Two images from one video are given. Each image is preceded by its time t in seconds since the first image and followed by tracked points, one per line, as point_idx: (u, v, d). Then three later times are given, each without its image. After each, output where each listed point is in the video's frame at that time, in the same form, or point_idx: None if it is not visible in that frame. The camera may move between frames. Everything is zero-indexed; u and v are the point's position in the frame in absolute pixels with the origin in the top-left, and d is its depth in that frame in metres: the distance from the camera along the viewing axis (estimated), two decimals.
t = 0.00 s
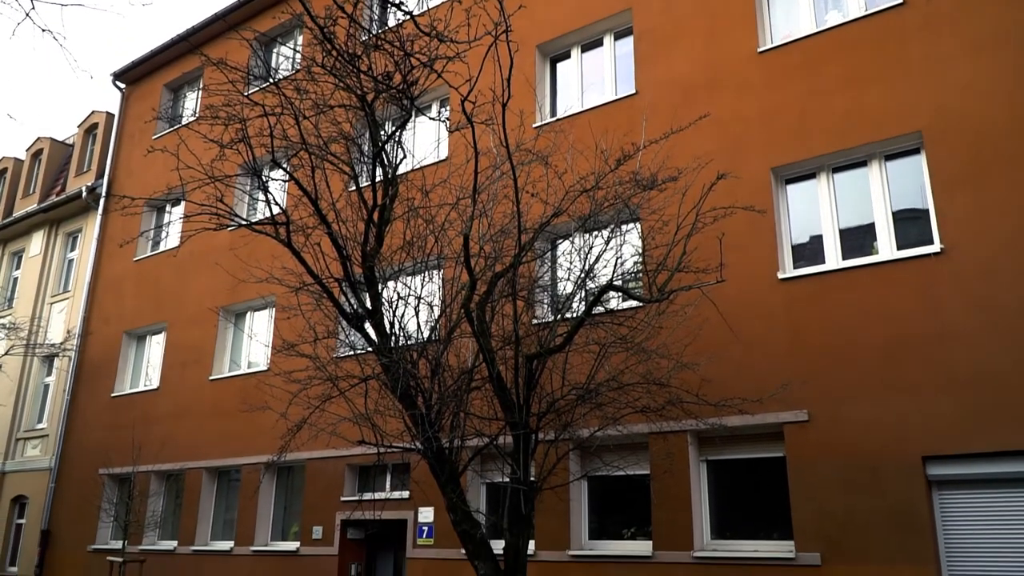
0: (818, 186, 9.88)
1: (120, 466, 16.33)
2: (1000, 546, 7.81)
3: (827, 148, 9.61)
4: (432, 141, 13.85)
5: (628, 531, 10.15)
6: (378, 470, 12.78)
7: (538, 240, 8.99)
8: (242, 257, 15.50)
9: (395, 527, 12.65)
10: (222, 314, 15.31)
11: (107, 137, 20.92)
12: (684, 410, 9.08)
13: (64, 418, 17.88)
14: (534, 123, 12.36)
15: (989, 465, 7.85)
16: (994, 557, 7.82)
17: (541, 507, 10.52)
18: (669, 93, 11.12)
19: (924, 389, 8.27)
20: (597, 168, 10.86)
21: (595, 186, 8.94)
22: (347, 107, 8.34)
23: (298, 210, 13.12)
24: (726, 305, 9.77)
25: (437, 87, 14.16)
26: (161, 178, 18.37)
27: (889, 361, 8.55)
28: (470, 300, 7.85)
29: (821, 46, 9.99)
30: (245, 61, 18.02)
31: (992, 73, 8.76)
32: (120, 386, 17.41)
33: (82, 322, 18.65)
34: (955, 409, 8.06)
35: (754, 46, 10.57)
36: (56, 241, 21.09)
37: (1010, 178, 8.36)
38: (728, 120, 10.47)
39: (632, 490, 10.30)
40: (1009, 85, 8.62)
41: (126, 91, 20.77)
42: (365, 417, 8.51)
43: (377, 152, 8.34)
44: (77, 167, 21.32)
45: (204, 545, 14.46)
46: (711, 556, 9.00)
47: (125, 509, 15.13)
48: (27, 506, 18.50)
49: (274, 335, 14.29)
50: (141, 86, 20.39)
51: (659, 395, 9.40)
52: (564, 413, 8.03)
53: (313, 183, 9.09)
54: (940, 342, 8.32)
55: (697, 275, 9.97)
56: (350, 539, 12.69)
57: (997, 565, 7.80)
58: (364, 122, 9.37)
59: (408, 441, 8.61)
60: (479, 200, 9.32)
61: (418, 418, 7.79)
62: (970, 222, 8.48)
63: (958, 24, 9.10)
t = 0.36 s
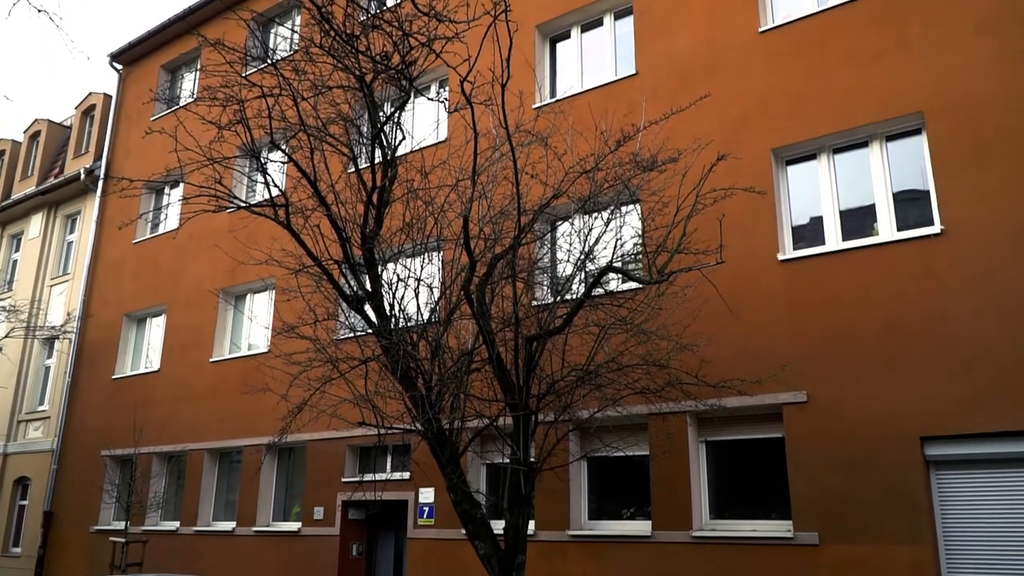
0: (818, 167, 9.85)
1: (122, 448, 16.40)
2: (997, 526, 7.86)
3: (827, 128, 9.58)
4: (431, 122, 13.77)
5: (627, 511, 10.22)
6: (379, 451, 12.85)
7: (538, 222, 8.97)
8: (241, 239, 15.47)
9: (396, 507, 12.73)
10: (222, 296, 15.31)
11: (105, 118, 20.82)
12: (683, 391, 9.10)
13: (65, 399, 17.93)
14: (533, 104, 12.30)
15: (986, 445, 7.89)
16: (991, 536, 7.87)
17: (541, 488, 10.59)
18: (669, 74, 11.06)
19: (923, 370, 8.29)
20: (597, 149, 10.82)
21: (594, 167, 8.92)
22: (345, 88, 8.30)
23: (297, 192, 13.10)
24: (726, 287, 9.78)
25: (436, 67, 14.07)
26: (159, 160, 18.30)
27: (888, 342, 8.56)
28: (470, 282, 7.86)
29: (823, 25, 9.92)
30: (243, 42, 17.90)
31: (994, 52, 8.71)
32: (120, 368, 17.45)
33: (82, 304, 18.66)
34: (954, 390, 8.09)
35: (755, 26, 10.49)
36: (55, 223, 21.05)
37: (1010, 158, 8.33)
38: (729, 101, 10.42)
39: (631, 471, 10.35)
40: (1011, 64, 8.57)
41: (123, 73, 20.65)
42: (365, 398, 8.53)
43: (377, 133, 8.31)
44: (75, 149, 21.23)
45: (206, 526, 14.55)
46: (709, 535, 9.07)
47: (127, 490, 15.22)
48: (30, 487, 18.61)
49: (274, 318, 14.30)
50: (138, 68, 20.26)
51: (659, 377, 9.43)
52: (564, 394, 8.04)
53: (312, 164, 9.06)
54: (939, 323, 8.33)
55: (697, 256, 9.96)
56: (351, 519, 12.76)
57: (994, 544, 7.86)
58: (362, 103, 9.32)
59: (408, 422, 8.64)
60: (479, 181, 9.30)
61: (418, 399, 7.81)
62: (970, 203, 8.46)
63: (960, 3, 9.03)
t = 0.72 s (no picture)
0: (819, 148, 9.82)
1: (123, 430, 16.45)
2: (995, 506, 7.91)
3: (828, 109, 9.53)
4: (430, 103, 13.68)
5: (627, 492, 10.27)
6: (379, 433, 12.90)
7: (537, 204, 8.95)
8: (240, 221, 15.43)
9: (397, 488, 12.80)
10: (221, 278, 15.30)
11: (102, 100, 20.71)
12: (683, 372, 9.12)
13: (66, 382, 17.98)
14: (533, 85, 12.24)
15: (985, 427, 7.92)
16: (989, 517, 7.92)
17: (541, 469, 10.64)
18: (670, 54, 10.99)
19: (922, 351, 8.31)
20: (597, 130, 10.77)
21: (594, 148, 8.90)
22: (344, 69, 8.26)
23: (297, 173, 13.06)
24: (726, 268, 9.77)
25: (436, 48, 13.97)
26: (158, 142, 18.23)
27: (887, 323, 8.57)
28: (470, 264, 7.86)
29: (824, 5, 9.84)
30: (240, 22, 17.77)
31: (997, 31, 8.65)
32: (121, 350, 17.47)
33: (82, 286, 18.65)
34: (953, 371, 8.11)
35: (756, 5, 10.41)
36: (53, 206, 20.99)
37: (1013, 139, 8.30)
38: (730, 82, 10.37)
39: (630, 452, 10.39)
40: (1014, 44, 8.51)
41: (120, 54, 20.52)
42: (365, 380, 8.54)
43: (376, 115, 8.27)
44: (73, 131, 21.13)
45: (208, 507, 14.63)
46: (709, 516, 9.12)
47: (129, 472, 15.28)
48: (32, 469, 18.69)
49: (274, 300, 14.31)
50: (135, 49, 20.13)
51: (659, 358, 9.45)
52: (563, 375, 8.05)
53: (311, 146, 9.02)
54: (939, 304, 8.33)
55: (697, 238, 9.95)
56: (353, 500, 12.84)
57: (991, 524, 7.91)
58: (361, 84, 9.27)
59: (408, 404, 8.67)
60: (478, 163, 9.28)
61: (418, 381, 7.83)
62: (970, 184, 8.44)
63: None
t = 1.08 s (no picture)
0: (820, 129, 9.78)
1: (124, 412, 16.50)
2: (993, 487, 7.94)
3: (829, 89, 9.49)
4: (429, 84, 13.59)
5: (626, 472, 10.31)
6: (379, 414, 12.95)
7: (537, 186, 8.92)
8: (239, 203, 15.39)
9: (398, 469, 12.87)
10: (221, 261, 15.29)
11: (100, 81, 20.59)
12: (682, 354, 9.14)
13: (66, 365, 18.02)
14: (532, 66, 12.17)
15: (983, 407, 7.96)
16: (987, 497, 7.96)
17: (541, 450, 10.69)
18: (670, 34, 10.92)
19: (921, 332, 8.33)
20: (597, 111, 10.72)
21: (594, 130, 8.87)
22: (342, 50, 8.22)
23: (295, 155, 13.01)
24: (726, 250, 9.76)
25: (434, 28, 13.86)
26: (156, 124, 18.15)
27: (886, 305, 8.58)
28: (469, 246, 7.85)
29: None
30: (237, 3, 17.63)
31: (999, 10, 8.58)
32: (121, 333, 17.49)
33: (82, 269, 18.64)
34: (952, 352, 8.12)
35: None
36: (52, 188, 20.93)
37: (1014, 119, 8.27)
38: (730, 62, 10.31)
39: (630, 433, 10.43)
40: (1015, 23, 8.46)
41: (117, 35, 20.37)
42: (366, 362, 8.55)
43: (374, 96, 8.23)
44: (70, 112, 21.02)
45: (210, 489, 14.71)
46: (707, 496, 9.17)
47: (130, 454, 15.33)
48: (34, 451, 18.77)
49: (273, 282, 14.31)
50: (132, 30, 19.98)
51: (658, 340, 9.46)
52: (563, 357, 8.05)
53: (310, 128, 8.98)
54: (938, 285, 8.34)
55: (697, 220, 9.93)
56: (354, 481, 12.91)
57: (989, 504, 7.95)
58: (359, 65, 9.22)
59: (408, 386, 8.68)
60: (478, 145, 9.24)
61: (418, 362, 7.84)
62: (970, 165, 8.42)
63: None
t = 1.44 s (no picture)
0: (821, 110, 9.73)
1: (126, 395, 16.54)
2: (992, 468, 7.98)
3: (830, 70, 9.43)
4: (427, 66, 13.49)
5: (626, 453, 10.35)
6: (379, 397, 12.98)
7: (537, 168, 8.89)
8: (238, 185, 15.34)
9: (399, 451, 12.91)
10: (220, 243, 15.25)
11: (97, 63, 20.46)
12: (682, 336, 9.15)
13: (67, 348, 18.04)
14: (531, 47, 12.08)
15: (982, 389, 7.97)
16: (985, 478, 8.00)
17: (541, 432, 10.73)
18: (671, 14, 10.83)
19: (920, 313, 8.33)
20: (597, 93, 10.66)
21: (594, 111, 8.82)
22: (340, 31, 8.16)
23: (294, 137, 12.95)
24: (726, 232, 9.75)
25: (433, 9, 13.74)
26: (154, 106, 18.06)
27: (886, 286, 8.58)
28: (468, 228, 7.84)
29: None
30: None
31: None
32: (121, 316, 17.50)
33: (81, 252, 18.62)
34: (951, 334, 8.13)
35: None
36: (50, 171, 20.85)
37: (1015, 100, 8.23)
38: (731, 42, 10.24)
39: (630, 415, 10.46)
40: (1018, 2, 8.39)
41: (114, 16, 20.22)
42: (366, 345, 8.55)
43: (373, 78, 8.19)
44: (68, 95, 20.91)
45: (212, 471, 14.78)
46: (706, 477, 9.22)
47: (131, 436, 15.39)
48: (36, 433, 18.84)
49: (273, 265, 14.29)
50: (129, 11, 19.83)
51: (659, 322, 9.45)
52: (563, 340, 8.04)
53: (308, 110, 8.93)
54: (938, 267, 8.33)
55: (698, 201, 9.91)
56: (354, 463, 12.97)
57: (987, 485, 7.99)
58: (358, 46, 9.16)
59: (408, 368, 8.69)
60: (477, 127, 9.20)
61: (419, 345, 7.85)
62: (971, 145, 8.39)
63: None
